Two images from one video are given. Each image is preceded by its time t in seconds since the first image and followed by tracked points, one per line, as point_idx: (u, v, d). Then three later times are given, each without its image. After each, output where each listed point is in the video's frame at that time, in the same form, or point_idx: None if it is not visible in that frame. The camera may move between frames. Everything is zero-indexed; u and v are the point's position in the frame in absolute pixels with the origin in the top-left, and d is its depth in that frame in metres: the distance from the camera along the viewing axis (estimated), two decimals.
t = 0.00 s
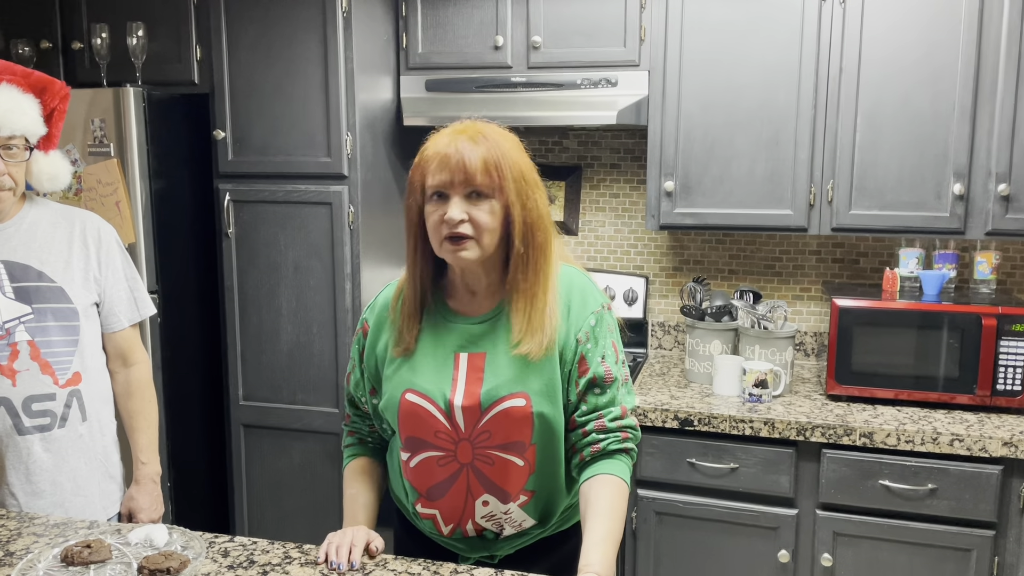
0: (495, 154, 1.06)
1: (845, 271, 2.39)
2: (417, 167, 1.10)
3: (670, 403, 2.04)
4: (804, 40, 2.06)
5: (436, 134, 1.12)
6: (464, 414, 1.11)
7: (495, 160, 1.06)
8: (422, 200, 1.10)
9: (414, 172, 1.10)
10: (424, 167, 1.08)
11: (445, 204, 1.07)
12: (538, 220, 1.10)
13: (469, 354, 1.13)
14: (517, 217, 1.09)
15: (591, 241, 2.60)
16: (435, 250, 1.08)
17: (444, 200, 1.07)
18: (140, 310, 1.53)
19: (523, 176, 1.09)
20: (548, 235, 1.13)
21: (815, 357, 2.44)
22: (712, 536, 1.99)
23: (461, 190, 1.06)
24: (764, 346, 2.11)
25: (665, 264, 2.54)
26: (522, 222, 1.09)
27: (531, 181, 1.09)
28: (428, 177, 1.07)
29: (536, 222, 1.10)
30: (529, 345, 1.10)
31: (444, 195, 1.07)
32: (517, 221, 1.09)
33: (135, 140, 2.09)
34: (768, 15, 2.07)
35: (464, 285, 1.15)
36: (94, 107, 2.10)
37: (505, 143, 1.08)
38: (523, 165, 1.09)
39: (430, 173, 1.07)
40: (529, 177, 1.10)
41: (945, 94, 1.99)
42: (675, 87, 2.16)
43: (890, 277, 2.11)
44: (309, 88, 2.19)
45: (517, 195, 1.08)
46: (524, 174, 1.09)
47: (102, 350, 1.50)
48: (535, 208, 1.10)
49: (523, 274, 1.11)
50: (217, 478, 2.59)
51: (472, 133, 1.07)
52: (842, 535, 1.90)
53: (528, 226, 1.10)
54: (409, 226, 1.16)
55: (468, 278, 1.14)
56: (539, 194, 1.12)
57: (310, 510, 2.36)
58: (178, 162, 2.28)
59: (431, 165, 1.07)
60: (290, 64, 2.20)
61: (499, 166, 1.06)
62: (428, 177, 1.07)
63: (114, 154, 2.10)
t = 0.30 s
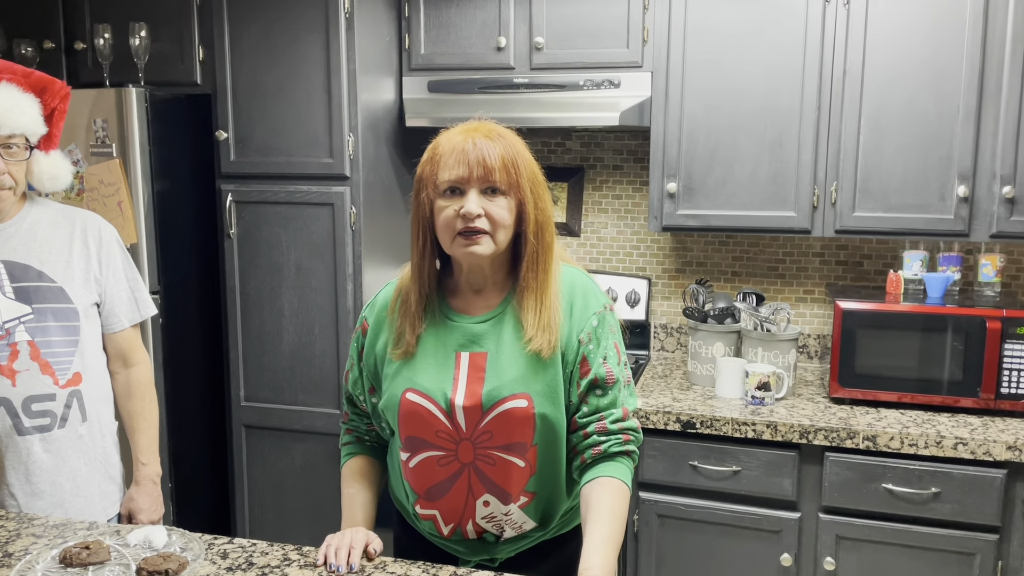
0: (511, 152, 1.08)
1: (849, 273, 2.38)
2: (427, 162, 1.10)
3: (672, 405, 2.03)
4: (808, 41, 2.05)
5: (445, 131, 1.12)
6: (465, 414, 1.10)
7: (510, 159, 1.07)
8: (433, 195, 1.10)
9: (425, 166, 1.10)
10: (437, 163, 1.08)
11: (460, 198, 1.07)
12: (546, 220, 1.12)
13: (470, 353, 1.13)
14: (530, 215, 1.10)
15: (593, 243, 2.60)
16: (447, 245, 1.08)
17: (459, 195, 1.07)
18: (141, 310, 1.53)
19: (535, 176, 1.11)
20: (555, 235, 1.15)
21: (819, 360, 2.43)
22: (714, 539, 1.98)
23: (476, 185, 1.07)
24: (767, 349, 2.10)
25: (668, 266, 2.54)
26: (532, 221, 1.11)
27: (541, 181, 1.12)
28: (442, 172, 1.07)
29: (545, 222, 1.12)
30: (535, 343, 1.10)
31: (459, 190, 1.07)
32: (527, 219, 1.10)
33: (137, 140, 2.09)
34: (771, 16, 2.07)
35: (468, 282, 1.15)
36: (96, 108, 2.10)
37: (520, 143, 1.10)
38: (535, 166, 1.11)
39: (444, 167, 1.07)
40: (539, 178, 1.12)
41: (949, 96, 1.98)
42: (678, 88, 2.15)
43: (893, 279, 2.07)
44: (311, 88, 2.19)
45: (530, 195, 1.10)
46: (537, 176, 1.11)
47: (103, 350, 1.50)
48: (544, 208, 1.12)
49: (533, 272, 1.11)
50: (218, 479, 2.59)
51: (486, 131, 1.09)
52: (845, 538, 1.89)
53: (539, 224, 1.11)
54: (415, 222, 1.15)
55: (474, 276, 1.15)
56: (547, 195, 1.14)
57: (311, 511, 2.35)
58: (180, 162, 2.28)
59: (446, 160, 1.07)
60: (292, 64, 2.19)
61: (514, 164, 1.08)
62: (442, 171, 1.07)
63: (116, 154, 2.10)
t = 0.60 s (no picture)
0: (485, 153, 1.03)
1: (850, 276, 2.37)
2: (417, 165, 1.10)
3: (672, 408, 2.03)
4: (809, 42, 2.05)
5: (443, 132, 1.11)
6: (463, 414, 1.10)
7: (483, 160, 1.03)
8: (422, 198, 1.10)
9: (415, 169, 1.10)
10: (422, 166, 1.08)
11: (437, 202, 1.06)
12: (532, 222, 1.06)
13: (471, 353, 1.12)
14: (510, 217, 1.05)
15: (594, 244, 2.59)
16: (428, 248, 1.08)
17: (436, 199, 1.06)
18: (138, 310, 1.52)
19: (519, 176, 1.04)
20: (550, 235, 1.08)
21: (820, 363, 2.42)
22: (714, 542, 1.97)
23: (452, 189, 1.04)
24: (768, 351, 2.09)
25: (669, 267, 2.53)
26: (514, 223, 1.05)
27: (528, 180, 1.05)
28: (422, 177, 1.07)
29: (530, 224, 1.06)
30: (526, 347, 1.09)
31: (436, 193, 1.06)
32: (508, 222, 1.05)
33: (137, 140, 2.09)
34: (773, 16, 2.06)
35: (466, 284, 1.13)
36: (96, 107, 2.09)
37: (502, 142, 1.05)
38: (518, 165, 1.04)
39: (425, 172, 1.07)
40: (523, 177, 1.05)
41: (951, 97, 1.97)
42: (679, 89, 2.15)
43: (896, 282, 2.08)
44: (311, 89, 2.19)
45: (509, 196, 1.04)
46: (519, 175, 1.04)
47: (100, 350, 1.50)
48: (530, 209, 1.05)
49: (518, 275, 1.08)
50: (217, 480, 2.58)
51: (468, 132, 1.05)
52: (845, 542, 1.88)
53: (523, 225, 1.05)
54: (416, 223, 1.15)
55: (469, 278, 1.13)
56: (539, 193, 1.07)
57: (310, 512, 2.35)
58: (180, 162, 2.28)
59: (426, 164, 1.07)
60: (292, 65, 2.19)
61: (488, 165, 1.03)
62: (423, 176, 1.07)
63: (115, 154, 2.10)
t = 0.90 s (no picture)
0: (439, 161, 1.01)
1: (851, 280, 2.36)
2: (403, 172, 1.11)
3: (672, 411, 2.02)
4: (810, 46, 2.05)
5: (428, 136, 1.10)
6: (459, 416, 1.11)
7: (437, 170, 1.01)
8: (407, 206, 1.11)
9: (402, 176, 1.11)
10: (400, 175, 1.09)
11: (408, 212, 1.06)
12: (491, 229, 1.01)
13: (466, 355, 1.12)
14: (469, 226, 1.02)
15: (595, 248, 2.59)
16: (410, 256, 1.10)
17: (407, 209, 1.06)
18: (138, 312, 1.52)
19: (473, 184, 1.00)
20: (513, 244, 1.03)
21: (820, 367, 2.42)
22: (714, 546, 1.97)
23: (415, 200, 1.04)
24: (768, 355, 2.09)
25: (670, 271, 2.53)
26: (473, 233, 1.02)
27: (481, 184, 1.00)
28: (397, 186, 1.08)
29: (490, 232, 1.01)
30: (509, 358, 1.07)
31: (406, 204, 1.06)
32: (467, 231, 1.02)
33: (138, 142, 2.10)
34: (773, 20, 2.06)
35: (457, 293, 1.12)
36: (98, 110, 2.10)
37: (458, 147, 1.01)
38: (473, 169, 1.00)
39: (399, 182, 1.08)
40: (477, 181, 1.00)
41: (952, 102, 1.97)
42: (680, 92, 2.15)
43: (897, 286, 2.09)
44: (312, 92, 2.19)
45: (464, 202, 1.01)
46: (474, 179, 1.00)
47: (100, 352, 1.50)
48: (488, 216, 1.01)
49: (480, 286, 1.05)
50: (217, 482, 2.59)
51: (432, 140, 1.04)
52: (845, 547, 1.88)
53: (478, 236, 1.02)
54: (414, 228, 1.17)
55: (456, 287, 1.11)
56: (499, 199, 1.01)
57: (309, 515, 2.35)
58: (181, 164, 2.28)
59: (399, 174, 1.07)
60: (294, 68, 2.20)
61: (441, 174, 1.01)
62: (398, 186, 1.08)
63: (116, 157, 2.10)
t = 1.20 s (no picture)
0: (436, 165, 1.02)
1: (853, 284, 2.36)
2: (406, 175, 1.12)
3: (674, 416, 2.02)
4: (812, 51, 2.05)
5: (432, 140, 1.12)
6: (448, 420, 1.11)
7: (433, 173, 1.02)
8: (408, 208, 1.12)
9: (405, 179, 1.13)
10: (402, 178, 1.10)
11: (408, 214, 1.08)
12: (486, 235, 1.02)
13: (458, 360, 1.12)
14: (463, 231, 1.02)
15: (597, 252, 2.59)
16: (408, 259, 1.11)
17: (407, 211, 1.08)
18: (141, 315, 1.53)
19: (468, 190, 1.01)
20: (507, 251, 1.04)
21: (822, 372, 2.41)
22: (715, 551, 1.97)
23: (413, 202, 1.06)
24: (770, 359, 2.09)
25: (672, 275, 2.53)
26: (467, 238, 1.03)
27: (476, 190, 1.01)
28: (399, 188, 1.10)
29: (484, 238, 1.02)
30: (500, 366, 1.08)
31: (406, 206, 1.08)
32: (461, 236, 1.03)
33: (142, 146, 2.11)
34: (775, 25, 2.06)
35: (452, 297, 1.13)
36: (102, 114, 2.11)
37: (455, 151, 1.02)
38: (469, 174, 1.01)
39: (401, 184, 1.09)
40: (472, 187, 1.01)
41: (955, 107, 1.97)
42: (681, 97, 2.15)
43: (898, 291, 2.09)
44: (315, 97, 2.20)
45: (459, 207, 1.01)
46: (469, 185, 1.01)
47: (103, 355, 1.50)
48: (482, 221, 1.02)
49: (472, 291, 1.06)
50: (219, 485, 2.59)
51: (432, 144, 1.06)
52: (847, 552, 1.87)
53: (471, 241, 1.02)
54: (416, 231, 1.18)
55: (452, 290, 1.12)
56: (494, 206, 1.02)
57: (311, 518, 2.35)
58: (184, 168, 2.29)
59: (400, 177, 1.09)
60: (297, 72, 2.20)
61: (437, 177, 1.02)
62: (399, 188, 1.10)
63: (120, 160, 2.11)
